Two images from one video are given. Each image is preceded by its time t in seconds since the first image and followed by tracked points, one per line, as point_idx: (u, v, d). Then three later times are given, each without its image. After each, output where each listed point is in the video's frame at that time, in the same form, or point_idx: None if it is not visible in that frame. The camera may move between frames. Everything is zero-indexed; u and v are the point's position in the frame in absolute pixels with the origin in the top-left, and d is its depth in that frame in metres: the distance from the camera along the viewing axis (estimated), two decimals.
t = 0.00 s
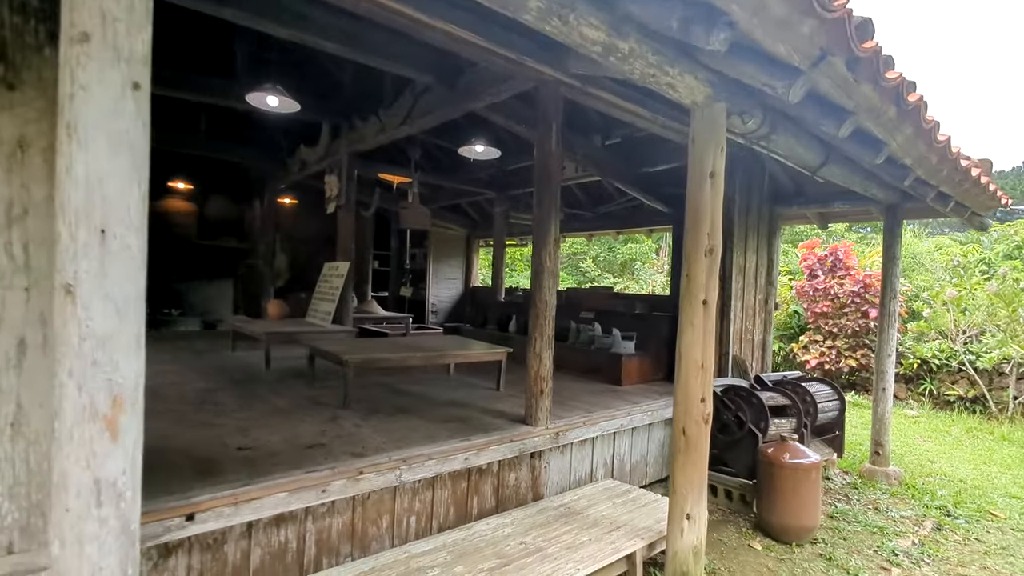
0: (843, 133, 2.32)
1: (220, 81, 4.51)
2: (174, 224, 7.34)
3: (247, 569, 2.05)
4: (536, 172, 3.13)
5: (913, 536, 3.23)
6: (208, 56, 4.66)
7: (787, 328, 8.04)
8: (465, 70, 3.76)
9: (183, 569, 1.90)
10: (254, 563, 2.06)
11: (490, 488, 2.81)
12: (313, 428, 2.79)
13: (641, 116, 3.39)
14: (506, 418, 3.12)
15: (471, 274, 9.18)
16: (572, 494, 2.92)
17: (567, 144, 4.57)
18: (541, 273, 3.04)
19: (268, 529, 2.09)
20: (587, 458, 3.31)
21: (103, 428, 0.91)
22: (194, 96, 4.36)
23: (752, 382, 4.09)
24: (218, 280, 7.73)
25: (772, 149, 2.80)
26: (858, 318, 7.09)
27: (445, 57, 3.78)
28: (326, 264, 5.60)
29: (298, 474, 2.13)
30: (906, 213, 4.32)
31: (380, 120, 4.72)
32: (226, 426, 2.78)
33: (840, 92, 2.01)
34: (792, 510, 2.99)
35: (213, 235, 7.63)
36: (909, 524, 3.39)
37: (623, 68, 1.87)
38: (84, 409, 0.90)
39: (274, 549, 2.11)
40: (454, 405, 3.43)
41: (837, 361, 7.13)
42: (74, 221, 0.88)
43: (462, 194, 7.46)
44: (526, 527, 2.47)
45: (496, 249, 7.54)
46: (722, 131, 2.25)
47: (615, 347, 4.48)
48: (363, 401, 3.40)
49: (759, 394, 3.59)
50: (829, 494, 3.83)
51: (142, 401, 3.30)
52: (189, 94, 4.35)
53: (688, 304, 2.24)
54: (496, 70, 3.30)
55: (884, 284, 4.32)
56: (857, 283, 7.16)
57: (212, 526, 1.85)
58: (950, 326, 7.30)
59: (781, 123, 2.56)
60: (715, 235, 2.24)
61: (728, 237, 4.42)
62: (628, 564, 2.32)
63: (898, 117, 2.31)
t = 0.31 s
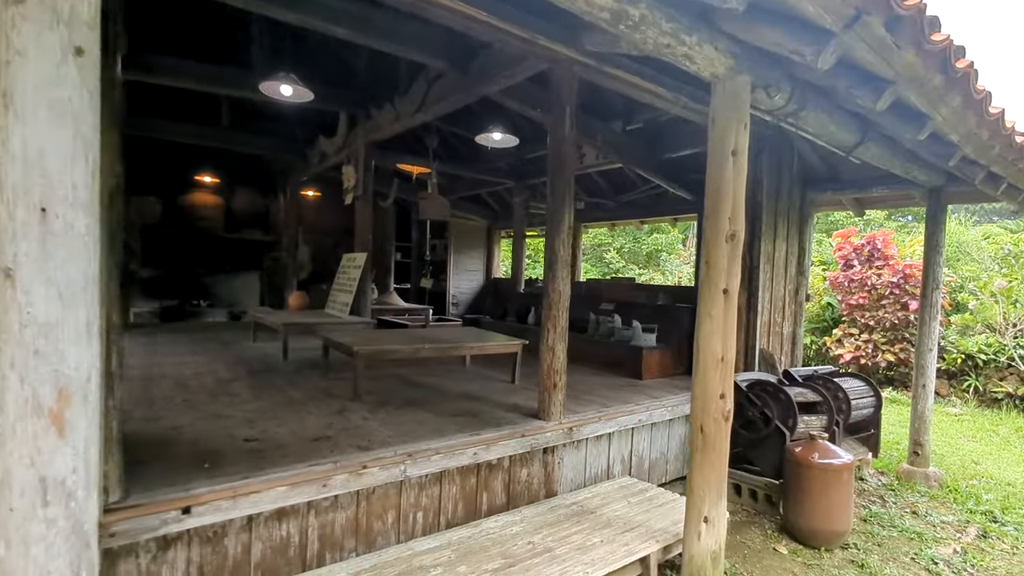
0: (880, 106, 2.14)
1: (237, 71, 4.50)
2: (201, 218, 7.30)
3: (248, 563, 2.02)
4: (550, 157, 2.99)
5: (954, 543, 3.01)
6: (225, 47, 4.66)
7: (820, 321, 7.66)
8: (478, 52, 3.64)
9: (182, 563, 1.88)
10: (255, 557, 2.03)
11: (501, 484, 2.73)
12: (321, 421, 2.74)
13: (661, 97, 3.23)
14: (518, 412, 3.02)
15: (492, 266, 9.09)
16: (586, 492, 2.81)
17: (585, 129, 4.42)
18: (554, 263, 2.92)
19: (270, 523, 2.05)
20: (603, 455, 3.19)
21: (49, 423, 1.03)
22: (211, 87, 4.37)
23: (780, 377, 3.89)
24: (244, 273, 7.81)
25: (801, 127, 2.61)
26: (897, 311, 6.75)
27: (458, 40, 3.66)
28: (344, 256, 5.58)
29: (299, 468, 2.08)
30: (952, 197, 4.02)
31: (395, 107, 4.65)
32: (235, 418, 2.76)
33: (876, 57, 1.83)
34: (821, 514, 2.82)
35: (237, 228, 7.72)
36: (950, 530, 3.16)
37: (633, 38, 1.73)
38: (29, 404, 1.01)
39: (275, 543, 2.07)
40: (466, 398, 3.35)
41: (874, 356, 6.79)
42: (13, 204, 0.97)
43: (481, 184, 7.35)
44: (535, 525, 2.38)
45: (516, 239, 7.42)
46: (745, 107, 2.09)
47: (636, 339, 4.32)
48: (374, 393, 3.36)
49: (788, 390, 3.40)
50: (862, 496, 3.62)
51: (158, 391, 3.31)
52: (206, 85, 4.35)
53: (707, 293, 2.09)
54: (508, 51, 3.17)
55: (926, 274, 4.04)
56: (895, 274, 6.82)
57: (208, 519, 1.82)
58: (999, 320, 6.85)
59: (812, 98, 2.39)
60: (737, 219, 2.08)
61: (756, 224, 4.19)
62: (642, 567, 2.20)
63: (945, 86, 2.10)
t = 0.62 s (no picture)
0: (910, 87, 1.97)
1: (244, 66, 4.48)
2: (218, 214, 7.36)
3: (237, 567, 1.97)
4: (554, 148, 2.87)
5: (987, 557, 2.82)
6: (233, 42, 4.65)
7: (846, 318, 7.35)
8: (482, 41, 3.53)
9: (168, 566, 1.84)
10: (244, 561, 1.98)
11: (502, 487, 2.64)
12: (319, 420, 2.69)
13: (671, 84, 3.08)
14: (522, 412, 2.92)
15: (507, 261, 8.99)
16: (590, 496, 2.70)
17: (596, 118, 4.26)
18: (558, 259, 2.81)
19: (259, 526, 2.00)
20: (611, 457, 3.08)
21: None
22: (218, 82, 4.36)
23: (800, 378, 3.72)
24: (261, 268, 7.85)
25: (821, 112, 2.45)
26: (928, 307, 6.44)
27: (462, 29, 3.56)
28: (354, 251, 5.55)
29: (289, 470, 2.02)
30: (988, 186, 3.77)
31: (402, 100, 4.57)
32: (234, 415, 2.73)
33: (902, 30, 1.67)
34: (841, 524, 2.68)
35: (253, 224, 7.78)
36: (983, 543, 2.96)
37: (631, 15, 1.61)
38: None
39: (265, 547, 2.02)
40: (470, 397, 3.27)
41: (904, 354, 6.49)
42: None
43: (494, 178, 7.25)
44: (534, 532, 2.28)
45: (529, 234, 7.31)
46: (758, 91, 1.94)
47: (648, 337, 4.18)
48: (377, 391, 3.30)
49: (807, 392, 3.23)
50: (888, 504, 3.43)
51: (162, 387, 3.31)
52: (214, 80, 4.34)
53: (716, 291, 1.96)
54: (511, 38, 3.05)
55: (959, 269, 3.79)
56: (927, 267, 6.50)
57: (191, 523, 1.77)
58: None
59: (833, 80, 2.23)
60: (748, 212, 1.94)
61: (776, 217, 3.99)
62: None
63: (980, 63, 1.93)
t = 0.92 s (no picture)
0: (940, 64, 1.84)
1: (257, 63, 4.49)
2: (240, 210, 7.46)
3: (237, 564, 1.96)
4: (562, 139, 2.78)
5: None
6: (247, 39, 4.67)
7: (876, 314, 7.07)
8: (491, 30, 3.45)
9: (167, 562, 1.83)
10: (244, 558, 1.97)
11: (509, 486, 2.58)
12: (325, 416, 2.67)
13: (687, 70, 2.97)
14: (530, 410, 2.86)
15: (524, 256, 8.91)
16: (599, 497, 2.63)
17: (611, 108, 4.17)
18: (565, 253, 2.72)
19: (259, 523, 1.98)
20: (622, 456, 2.99)
21: None
22: (231, 79, 4.38)
23: (823, 376, 3.57)
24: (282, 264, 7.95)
25: (844, 96, 2.32)
26: (965, 302, 6.14)
27: (470, 18, 3.48)
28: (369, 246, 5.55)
29: (287, 467, 1.99)
30: None
31: (414, 94, 4.53)
32: (241, 410, 2.73)
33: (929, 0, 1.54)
34: (866, 533, 2.54)
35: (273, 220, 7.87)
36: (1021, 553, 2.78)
37: None
38: None
39: (265, 545, 2.00)
40: (479, 393, 3.21)
41: (938, 351, 6.19)
42: None
43: (510, 172, 7.17)
44: (539, 533, 2.22)
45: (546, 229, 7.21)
46: (773, 72, 1.82)
47: (664, 333, 4.06)
48: (386, 388, 3.27)
49: (830, 391, 3.09)
50: (917, 509, 3.26)
51: (176, 382, 3.34)
52: (229, 77, 4.36)
53: (728, 286, 1.85)
54: (519, 26, 2.97)
55: (997, 261, 3.56)
56: (964, 261, 6.21)
57: (187, 521, 1.76)
58: None
59: (857, 60, 2.09)
60: (762, 202, 1.83)
61: (799, 208, 3.83)
62: None
63: (1017, 38, 1.79)
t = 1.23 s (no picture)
0: (963, 45, 1.77)
1: (274, 62, 4.55)
2: (264, 208, 7.42)
3: (247, 555, 2.00)
4: (572, 132, 2.74)
5: None
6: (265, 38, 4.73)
7: (909, 309, 6.79)
8: (502, 23, 3.42)
9: (179, 552, 1.88)
10: (254, 550, 2.01)
11: (518, 483, 2.57)
12: (336, 411, 2.70)
13: (702, 58, 2.88)
14: (540, 406, 2.84)
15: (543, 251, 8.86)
16: (610, 494, 2.60)
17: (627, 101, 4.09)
18: (575, 248, 2.69)
19: (268, 515, 2.01)
20: (635, 454, 2.95)
21: None
22: (250, 79, 4.44)
23: (847, 373, 3.45)
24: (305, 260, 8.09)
25: (865, 81, 2.21)
26: (1004, 297, 5.84)
27: (481, 12, 3.45)
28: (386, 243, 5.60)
29: (294, 461, 2.02)
30: None
31: (428, 90, 4.53)
32: (257, 405, 2.78)
33: None
34: (889, 538, 2.44)
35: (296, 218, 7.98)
36: None
37: None
38: None
39: (274, 537, 2.03)
40: (490, 389, 3.21)
41: (975, 348, 5.92)
42: None
43: (527, 167, 7.13)
44: (545, 531, 2.20)
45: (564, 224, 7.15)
46: (786, 57, 1.75)
47: (681, 329, 3.98)
48: (399, 383, 3.29)
49: (853, 389, 2.98)
50: (946, 512, 3.14)
51: (197, 376, 3.43)
52: (247, 77, 4.43)
53: (737, 281, 1.79)
54: (528, 18, 2.93)
55: None
56: (1003, 254, 5.88)
57: (196, 512, 1.79)
58: None
59: (877, 44, 2.00)
60: (773, 193, 1.76)
61: (822, 199, 3.69)
62: None
63: None
